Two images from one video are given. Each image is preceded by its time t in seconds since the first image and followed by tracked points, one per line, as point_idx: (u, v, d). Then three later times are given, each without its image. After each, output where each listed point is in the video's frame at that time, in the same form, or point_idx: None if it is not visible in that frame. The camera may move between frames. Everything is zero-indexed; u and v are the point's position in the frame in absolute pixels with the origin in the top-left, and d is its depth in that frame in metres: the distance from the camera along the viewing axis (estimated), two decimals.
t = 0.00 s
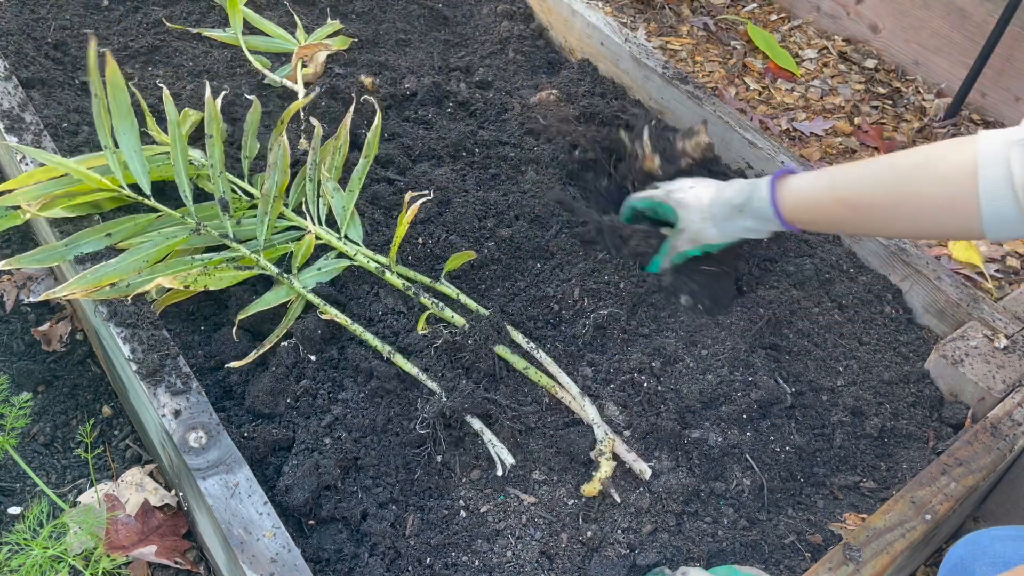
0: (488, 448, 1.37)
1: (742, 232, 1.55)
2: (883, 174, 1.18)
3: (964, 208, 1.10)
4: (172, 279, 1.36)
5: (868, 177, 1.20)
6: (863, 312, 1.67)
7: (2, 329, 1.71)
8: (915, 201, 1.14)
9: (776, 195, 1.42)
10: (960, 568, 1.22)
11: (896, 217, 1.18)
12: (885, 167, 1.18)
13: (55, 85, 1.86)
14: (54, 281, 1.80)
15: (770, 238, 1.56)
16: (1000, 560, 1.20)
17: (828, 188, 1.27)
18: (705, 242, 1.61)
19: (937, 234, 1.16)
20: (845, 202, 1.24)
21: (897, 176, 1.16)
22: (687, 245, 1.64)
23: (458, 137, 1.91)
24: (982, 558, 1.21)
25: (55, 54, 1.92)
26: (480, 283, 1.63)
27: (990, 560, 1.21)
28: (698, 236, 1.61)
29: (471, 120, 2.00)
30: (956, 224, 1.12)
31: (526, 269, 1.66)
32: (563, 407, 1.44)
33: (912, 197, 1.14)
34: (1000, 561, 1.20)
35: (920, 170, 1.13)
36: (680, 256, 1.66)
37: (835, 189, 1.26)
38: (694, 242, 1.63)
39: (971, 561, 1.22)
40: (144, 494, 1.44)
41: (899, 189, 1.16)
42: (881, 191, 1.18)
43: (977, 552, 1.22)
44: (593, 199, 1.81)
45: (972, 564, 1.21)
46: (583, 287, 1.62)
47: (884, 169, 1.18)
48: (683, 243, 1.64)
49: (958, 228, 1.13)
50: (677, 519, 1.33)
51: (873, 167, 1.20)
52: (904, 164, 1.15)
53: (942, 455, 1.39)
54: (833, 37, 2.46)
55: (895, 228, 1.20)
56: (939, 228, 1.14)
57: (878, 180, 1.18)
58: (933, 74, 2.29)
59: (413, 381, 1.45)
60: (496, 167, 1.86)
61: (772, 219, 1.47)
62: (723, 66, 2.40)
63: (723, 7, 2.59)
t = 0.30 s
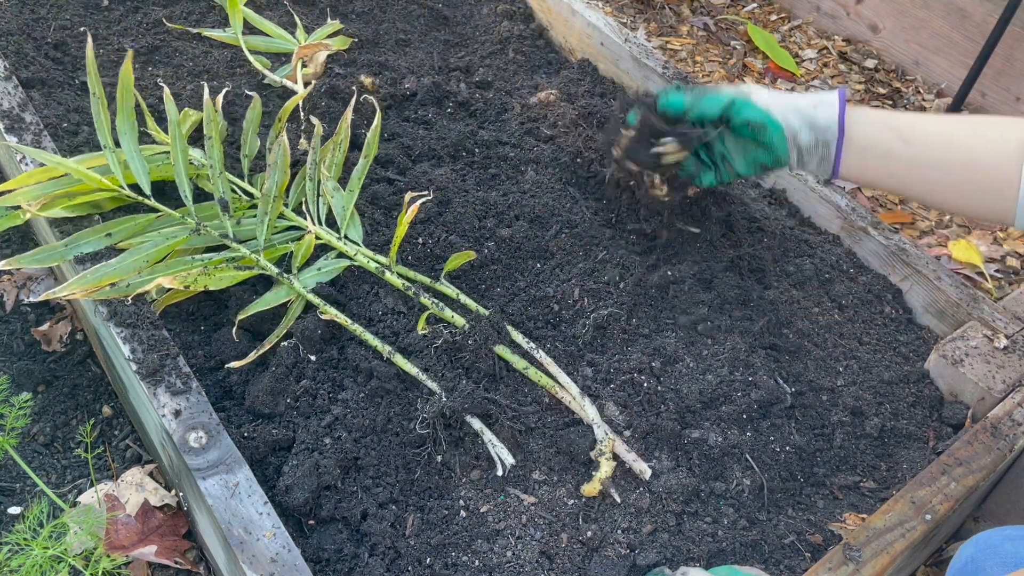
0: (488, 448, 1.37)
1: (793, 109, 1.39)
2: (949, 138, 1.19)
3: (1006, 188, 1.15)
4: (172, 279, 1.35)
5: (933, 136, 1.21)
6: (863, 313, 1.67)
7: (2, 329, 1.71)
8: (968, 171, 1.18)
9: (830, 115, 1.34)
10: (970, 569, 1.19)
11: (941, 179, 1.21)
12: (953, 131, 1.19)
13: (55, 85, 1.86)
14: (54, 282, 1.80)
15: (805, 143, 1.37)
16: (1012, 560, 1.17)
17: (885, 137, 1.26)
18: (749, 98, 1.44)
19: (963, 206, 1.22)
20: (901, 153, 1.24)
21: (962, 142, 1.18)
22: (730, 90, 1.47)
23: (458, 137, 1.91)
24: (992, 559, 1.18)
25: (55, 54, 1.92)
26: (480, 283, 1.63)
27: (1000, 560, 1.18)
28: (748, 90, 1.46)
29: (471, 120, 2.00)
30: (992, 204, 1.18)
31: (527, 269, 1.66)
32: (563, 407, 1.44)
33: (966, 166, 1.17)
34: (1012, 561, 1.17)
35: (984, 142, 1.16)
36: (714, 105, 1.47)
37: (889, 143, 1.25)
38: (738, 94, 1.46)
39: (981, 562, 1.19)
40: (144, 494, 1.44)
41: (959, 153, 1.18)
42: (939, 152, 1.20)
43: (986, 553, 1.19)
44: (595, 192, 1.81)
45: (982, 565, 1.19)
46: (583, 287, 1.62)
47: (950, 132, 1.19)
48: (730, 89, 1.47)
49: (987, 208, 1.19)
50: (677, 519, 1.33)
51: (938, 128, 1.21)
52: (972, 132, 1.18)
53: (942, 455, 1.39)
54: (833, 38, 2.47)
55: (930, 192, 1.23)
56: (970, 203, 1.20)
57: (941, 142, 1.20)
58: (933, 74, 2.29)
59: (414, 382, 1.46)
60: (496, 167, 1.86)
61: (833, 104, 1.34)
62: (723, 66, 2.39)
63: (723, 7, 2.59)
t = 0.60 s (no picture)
0: (488, 448, 1.37)
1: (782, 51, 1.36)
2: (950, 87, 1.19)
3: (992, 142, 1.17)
4: (172, 279, 1.35)
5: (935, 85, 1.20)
6: (863, 313, 1.67)
7: (2, 329, 1.71)
8: (967, 123, 1.18)
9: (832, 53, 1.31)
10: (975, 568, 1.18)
11: (939, 125, 1.21)
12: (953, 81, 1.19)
13: (55, 85, 1.86)
14: (54, 282, 1.80)
15: (793, 86, 1.35)
16: (1016, 559, 1.16)
17: (885, 86, 1.25)
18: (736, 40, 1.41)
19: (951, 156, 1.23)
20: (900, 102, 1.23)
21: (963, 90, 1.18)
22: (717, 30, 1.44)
23: (458, 138, 1.91)
24: (996, 559, 1.17)
25: (55, 54, 1.92)
26: (480, 283, 1.62)
27: (1003, 558, 1.17)
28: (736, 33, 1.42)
29: (471, 120, 2.00)
30: (974, 155, 1.20)
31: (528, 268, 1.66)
32: (563, 407, 1.44)
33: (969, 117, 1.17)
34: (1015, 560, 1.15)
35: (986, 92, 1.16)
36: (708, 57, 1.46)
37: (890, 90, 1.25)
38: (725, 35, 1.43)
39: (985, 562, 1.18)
40: (144, 494, 1.44)
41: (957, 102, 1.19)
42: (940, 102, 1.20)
43: (990, 553, 1.18)
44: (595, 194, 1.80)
45: (987, 565, 1.17)
46: (583, 287, 1.62)
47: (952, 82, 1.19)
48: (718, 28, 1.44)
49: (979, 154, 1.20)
50: (677, 518, 1.33)
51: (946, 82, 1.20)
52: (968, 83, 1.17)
53: (942, 455, 1.39)
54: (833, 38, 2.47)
55: (921, 140, 1.24)
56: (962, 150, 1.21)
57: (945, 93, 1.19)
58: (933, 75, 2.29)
59: (414, 382, 1.46)
60: (496, 167, 1.86)
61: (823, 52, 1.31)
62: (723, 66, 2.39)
63: (722, 8, 2.59)
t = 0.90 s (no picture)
0: (488, 448, 1.37)
1: (794, 126, 1.30)
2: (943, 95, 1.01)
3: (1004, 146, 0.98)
4: (172, 279, 1.35)
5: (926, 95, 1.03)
6: (863, 312, 1.67)
7: (2, 329, 1.71)
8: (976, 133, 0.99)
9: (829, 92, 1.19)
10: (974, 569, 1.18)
11: (943, 141, 1.02)
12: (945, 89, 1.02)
13: (55, 85, 1.86)
14: (54, 282, 1.80)
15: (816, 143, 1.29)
16: (1014, 561, 1.15)
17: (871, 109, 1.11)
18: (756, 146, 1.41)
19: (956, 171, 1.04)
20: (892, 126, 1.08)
21: (958, 96, 1.00)
22: (741, 152, 1.44)
23: (458, 138, 1.91)
24: (994, 560, 1.16)
25: (55, 54, 1.92)
26: (479, 283, 1.62)
27: (1002, 559, 1.16)
28: (751, 142, 1.41)
29: (471, 120, 2.00)
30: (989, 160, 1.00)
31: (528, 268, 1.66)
32: (563, 407, 1.44)
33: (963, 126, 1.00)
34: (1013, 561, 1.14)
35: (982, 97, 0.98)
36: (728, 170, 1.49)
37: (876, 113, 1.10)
38: (748, 150, 1.43)
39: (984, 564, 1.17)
40: (144, 494, 1.44)
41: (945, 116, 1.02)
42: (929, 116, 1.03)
43: (988, 554, 1.17)
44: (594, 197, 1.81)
45: (986, 565, 1.17)
46: (583, 287, 1.63)
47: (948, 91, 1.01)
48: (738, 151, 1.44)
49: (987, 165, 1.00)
50: (677, 518, 1.33)
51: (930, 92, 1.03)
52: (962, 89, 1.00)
53: (942, 455, 1.39)
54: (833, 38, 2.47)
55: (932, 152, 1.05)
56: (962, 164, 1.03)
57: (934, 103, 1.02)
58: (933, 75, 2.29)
59: (414, 383, 1.46)
60: (496, 167, 1.86)
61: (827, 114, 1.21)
62: (723, 66, 2.39)
63: (722, 8, 2.60)
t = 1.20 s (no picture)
0: (488, 448, 1.37)
1: (786, 125, 1.36)
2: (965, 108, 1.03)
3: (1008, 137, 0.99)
4: (172, 279, 1.35)
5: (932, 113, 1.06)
6: (863, 312, 1.67)
7: (2, 329, 1.71)
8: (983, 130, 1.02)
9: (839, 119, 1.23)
10: (975, 568, 1.18)
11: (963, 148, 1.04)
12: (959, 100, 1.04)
13: (55, 85, 1.86)
14: (54, 282, 1.80)
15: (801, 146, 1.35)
16: (1016, 559, 1.15)
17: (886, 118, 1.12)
18: (752, 116, 1.45)
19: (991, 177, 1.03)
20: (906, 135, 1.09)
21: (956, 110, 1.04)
22: (732, 111, 1.49)
23: (458, 138, 1.91)
24: (996, 559, 1.16)
25: (55, 54, 1.92)
26: (479, 283, 1.62)
27: (1003, 559, 1.16)
28: (749, 111, 1.45)
29: (471, 120, 2.00)
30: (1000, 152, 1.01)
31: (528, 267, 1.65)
32: (562, 407, 1.44)
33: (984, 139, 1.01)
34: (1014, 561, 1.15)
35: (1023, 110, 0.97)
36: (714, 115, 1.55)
37: (902, 118, 1.10)
38: (743, 114, 1.47)
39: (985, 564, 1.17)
40: (144, 494, 1.44)
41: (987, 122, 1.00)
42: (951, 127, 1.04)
43: (989, 554, 1.17)
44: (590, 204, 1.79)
45: (987, 565, 1.17)
46: (583, 287, 1.63)
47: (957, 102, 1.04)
48: (732, 108, 1.49)
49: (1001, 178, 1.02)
50: (677, 518, 1.33)
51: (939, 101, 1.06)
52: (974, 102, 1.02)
53: (942, 455, 1.39)
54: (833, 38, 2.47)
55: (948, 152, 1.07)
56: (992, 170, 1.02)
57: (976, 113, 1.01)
58: (933, 75, 2.29)
59: (414, 383, 1.46)
60: (496, 167, 1.86)
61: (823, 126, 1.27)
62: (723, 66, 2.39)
63: (723, 8, 2.59)
